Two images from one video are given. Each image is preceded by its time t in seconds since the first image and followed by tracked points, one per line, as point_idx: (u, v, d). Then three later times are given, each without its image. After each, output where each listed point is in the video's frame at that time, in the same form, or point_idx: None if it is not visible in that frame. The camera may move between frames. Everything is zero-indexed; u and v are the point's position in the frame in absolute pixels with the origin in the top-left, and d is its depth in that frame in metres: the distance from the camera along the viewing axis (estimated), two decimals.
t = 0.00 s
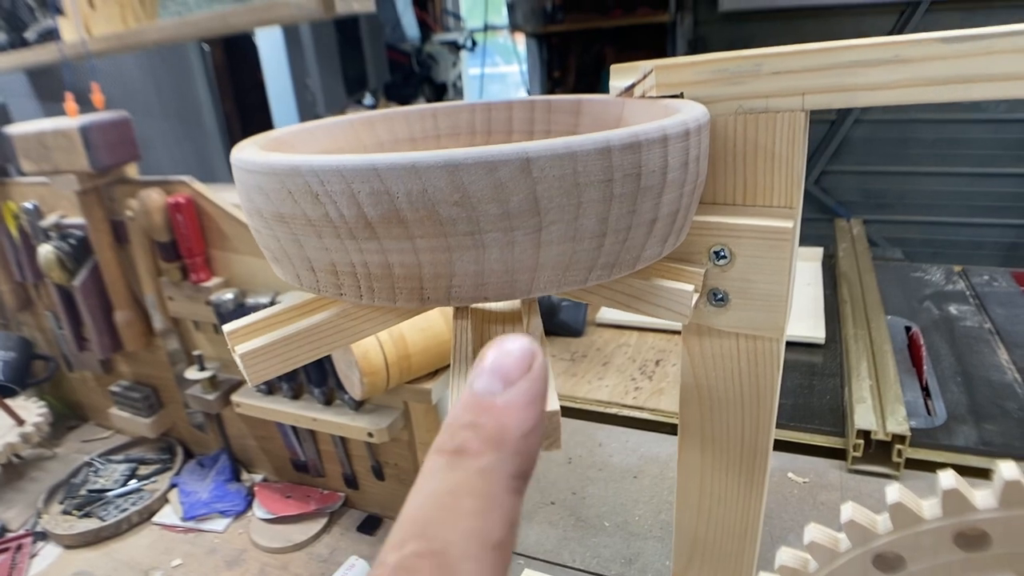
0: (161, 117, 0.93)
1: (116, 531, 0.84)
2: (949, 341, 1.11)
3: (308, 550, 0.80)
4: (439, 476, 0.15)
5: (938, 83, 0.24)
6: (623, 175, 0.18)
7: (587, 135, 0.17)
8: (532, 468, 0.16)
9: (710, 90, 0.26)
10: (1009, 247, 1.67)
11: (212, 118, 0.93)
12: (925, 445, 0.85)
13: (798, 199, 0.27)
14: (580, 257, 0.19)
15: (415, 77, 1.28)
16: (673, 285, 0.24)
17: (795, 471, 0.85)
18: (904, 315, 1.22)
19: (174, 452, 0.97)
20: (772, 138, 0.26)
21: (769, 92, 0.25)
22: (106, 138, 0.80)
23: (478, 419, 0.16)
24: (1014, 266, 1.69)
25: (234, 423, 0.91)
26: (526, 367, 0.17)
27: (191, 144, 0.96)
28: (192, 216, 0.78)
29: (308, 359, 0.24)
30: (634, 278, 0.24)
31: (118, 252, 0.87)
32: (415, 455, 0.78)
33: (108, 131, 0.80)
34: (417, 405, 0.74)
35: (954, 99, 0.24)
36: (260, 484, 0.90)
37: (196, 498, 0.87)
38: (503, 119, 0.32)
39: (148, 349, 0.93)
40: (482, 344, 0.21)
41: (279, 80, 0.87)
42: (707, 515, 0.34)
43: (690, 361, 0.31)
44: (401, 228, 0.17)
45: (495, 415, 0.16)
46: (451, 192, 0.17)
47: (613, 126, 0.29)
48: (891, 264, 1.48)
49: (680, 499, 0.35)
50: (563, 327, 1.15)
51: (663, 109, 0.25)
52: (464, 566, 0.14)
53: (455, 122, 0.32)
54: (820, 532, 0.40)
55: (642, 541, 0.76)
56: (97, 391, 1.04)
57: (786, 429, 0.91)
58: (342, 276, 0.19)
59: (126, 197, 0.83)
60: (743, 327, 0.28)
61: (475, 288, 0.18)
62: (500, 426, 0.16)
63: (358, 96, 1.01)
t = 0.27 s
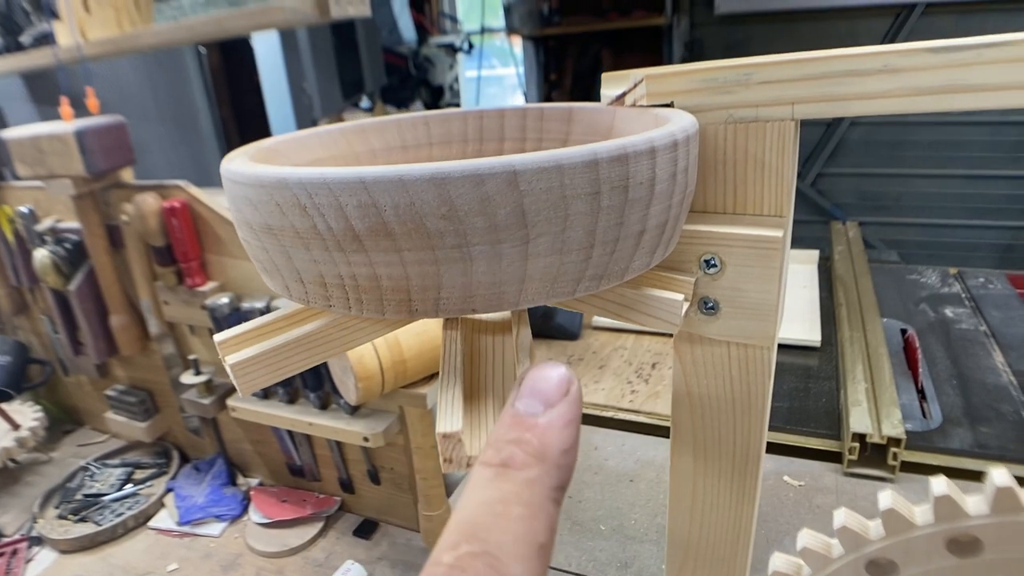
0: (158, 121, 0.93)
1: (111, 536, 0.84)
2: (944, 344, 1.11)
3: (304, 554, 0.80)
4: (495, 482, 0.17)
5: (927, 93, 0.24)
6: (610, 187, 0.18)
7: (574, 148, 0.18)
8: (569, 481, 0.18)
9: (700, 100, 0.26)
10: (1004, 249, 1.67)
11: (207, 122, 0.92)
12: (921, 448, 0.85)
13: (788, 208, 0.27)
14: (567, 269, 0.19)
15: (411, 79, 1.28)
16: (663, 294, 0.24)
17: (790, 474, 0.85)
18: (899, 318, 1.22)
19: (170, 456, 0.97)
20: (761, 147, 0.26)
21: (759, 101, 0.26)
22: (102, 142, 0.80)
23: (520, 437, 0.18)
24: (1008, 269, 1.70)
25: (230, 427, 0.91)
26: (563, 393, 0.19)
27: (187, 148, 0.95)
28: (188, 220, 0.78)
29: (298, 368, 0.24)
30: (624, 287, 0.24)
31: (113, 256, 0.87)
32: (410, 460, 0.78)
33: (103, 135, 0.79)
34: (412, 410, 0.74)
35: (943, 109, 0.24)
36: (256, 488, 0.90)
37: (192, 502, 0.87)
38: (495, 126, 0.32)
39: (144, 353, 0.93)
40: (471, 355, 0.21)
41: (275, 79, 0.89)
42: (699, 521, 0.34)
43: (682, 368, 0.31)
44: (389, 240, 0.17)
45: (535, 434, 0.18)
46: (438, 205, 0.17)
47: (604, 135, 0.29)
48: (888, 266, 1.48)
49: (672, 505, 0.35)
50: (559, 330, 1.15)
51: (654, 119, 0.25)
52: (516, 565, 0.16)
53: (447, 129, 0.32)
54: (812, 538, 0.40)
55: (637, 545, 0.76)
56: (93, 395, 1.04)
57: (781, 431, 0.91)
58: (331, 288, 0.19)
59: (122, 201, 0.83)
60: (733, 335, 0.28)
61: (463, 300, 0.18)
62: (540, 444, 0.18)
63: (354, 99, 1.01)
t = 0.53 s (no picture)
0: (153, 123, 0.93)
1: (106, 540, 0.84)
2: (939, 344, 1.12)
3: (300, 558, 0.80)
4: (445, 477, 0.13)
5: (917, 96, 0.24)
6: (597, 192, 0.18)
7: (560, 153, 0.18)
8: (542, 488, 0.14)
9: (690, 104, 0.26)
10: (998, 249, 1.68)
11: (202, 124, 0.92)
12: (916, 448, 0.85)
13: (779, 211, 0.27)
14: (555, 275, 0.19)
15: (407, 81, 1.28)
16: (653, 297, 0.24)
17: (786, 475, 0.85)
18: (895, 318, 1.22)
19: (165, 460, 0.97)
20: (752, 150, 0.26)
21: (749, 104, 0.26)
22: (95, 145, 0.80)
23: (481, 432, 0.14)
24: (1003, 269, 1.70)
25: (225, 431, 0.91)
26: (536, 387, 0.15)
27: (183, 151, 0.95)
28: (182, 223, 0.78)
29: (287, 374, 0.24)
30: (616, 291, 0.24)
31: (107, 259, 0.86)
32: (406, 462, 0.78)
33: (96, 138, 0.79)
34: (407, 413, 0.74)
35: (933, 113, 0.24)
36: (252, 491, 0.89)
37: (187, 506, 0.87)
38: (487, 130, 0.32)
39: (139, 356, 0.93)
40: (460, 360, 0.21)
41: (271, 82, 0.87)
42: (692, 523, 0.34)
43: (674, 371, 0.31)
44: (375, 246, 0.17)
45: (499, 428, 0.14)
46: (423, 211, 0.17)
47: (595, 138, 0.29)
48: (883, 267, 1.49)
49: (665, 508, 0.35)
50: (555, 331, 1.15)
51: (643, 123, 0.25)
52: None
53: (438, 133, 0.32)
54: (804, 541, 0.40)
55: (633, 547, 0.76)
56: (88, 399, 1.03)
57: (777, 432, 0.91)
58: (318, 294, 0.19)
59: (116, 205, 0.82)
60: (725, 338, 0.28)
61: (450, 306, 0.18)
62: (507, 438, 0.14)
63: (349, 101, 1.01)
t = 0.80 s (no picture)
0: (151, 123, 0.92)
1: (105, 542, 0.83)
2: (938, 346, 1.12)
3: (299, 560, 0.80)
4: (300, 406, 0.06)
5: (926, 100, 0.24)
6: (607, 196, 0.18)
7: (570, 157, 0.17)
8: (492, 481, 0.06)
9: (697, 106, 0.26)
10: (995, 250, 1.69)
11: (200, 124, 0.92)
12: (915, 450, 0.86)
13: (785, 215, 0.27)
14: (564, 280, 0.18)
15: (405, 81, 1.28)
16: (660, 301, 0.24)
17: (786, 477, 0.85)
18: (893, 320, 1.23)
19: (164, 461, 0.97)
20: (758, 152, 0.26)
21: (756, 108, 0.25)
22: (93, 147, 0.79)
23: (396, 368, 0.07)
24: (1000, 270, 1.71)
25: (224, 432, 0.90)
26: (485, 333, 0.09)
27: (180, 152, 0.95)
28: (181, 224, 0.78)
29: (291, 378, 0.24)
30: (624, 296, 0.24)
31: (105, 260, 0.86)
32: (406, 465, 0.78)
33: (95, 139, 0.79)
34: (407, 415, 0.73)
35: (942, 117, 0.24)
36: (251, 493, 0.89)
37: (186, 508, 0.87)
38: (491, 132, 0.32)
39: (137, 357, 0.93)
40: (466, 366, 0.21)
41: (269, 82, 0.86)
42: (696, 527, 0.34)
43: (679, 375, 0.31)
44: (384, 251, 0.17)
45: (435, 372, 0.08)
46: (433, 216, 0.17)
47: (600, 141, 0.29)
48: (881, 268, 1.49)
49: (669, 512, 0.35)
50: (554, 332, 1.15)
51: (650, 126, 0.25)
52: None
53: (442, 135, 0.32)
54: (807, 543, 0.40)
55: (633, 548, 0.76)
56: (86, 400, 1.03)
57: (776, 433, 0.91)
58: (325, 299, 0.19)
59: (114, 206, 0.82)
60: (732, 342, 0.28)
61: (459, 311, 0.18)
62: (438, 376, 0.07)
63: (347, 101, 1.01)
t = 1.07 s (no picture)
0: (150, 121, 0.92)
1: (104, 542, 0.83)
2: (940, 348, 1.12)
3: (300, 560, 0.79)
4: None
5: (949, 102, 0.23)
6: (635, 198, 0.17)
7: (598, 158, 0.17)
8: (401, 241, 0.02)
9: (716, 107, 0.26)
10: (995, 252, 1.69)
11: (200, 123, 0.91)
12: (917, 451, 0.85)
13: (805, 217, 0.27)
14: (590, 283, 0.18)
15: (406, 80, 1.28)
16: (680, 305, 0.23)
17: (788, 478, 0.85)
18: (894, 321, 1.22)
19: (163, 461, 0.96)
20: (779, 154, 0.26)
21: (777, 109, 0.25)
22: (94, 144, 0.79)
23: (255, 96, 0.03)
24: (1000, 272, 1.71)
25: (224, 431, 0.90)
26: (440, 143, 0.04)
27: (180, 149, 0.94)
28: (182, 222, 0.77)
29: (305, 381, 0.23)
30: (643, 299, 0.24)
31: (105, 257, 0.85)
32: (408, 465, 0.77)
33: (95, 136, 0.78)
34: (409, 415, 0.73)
35: (966, 119, 0.23)
36: (251, 493, 0.89)
37: (186, 508, 0.86)
38: (504, 131, 0.31)
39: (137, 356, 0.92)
40: (485, 372, 0.21)
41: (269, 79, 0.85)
42: (709, 531, 0.34)
43: (694, 379, 0.30)
44: (406, 253, 0.17)
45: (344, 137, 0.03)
46: (458, 217, 0.16)
47: (616, 142, 0.29)
48: (881, 269, 1.49)
49: (681, 515, 0.34)
50: (555, 332, 1.15)
51: (669, 127, 0.24)
52: None
53: (453, 134, 0.32)
54: (819, 548, 0.40)
55: (636, 550, 0.75)
56: (84, 399, 1.02)
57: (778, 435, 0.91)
58: (344, 302, 0.18)
59: (114, 203, 0.82)
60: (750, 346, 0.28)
61: (482, 315, 0.18)
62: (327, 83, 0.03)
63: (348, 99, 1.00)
